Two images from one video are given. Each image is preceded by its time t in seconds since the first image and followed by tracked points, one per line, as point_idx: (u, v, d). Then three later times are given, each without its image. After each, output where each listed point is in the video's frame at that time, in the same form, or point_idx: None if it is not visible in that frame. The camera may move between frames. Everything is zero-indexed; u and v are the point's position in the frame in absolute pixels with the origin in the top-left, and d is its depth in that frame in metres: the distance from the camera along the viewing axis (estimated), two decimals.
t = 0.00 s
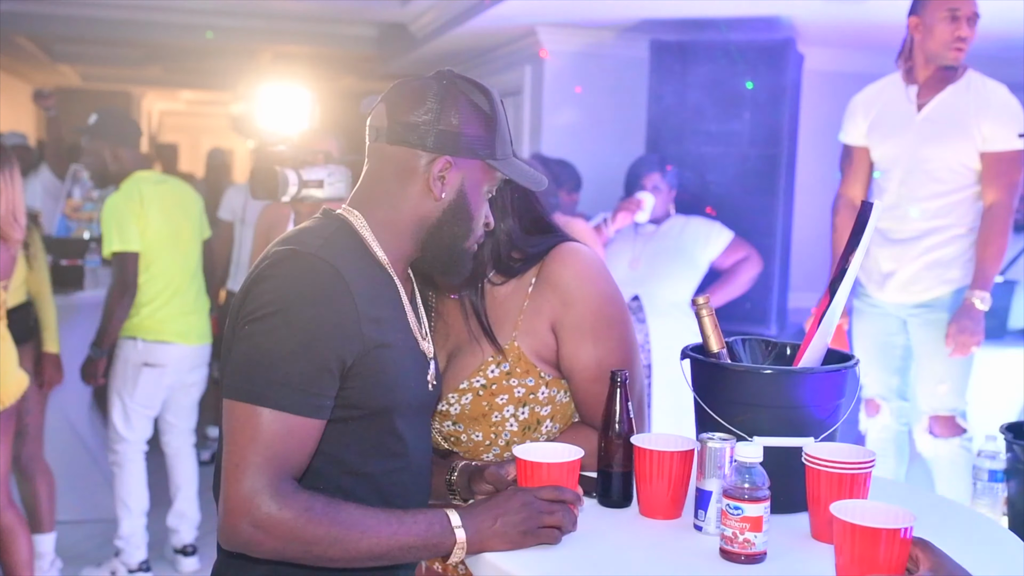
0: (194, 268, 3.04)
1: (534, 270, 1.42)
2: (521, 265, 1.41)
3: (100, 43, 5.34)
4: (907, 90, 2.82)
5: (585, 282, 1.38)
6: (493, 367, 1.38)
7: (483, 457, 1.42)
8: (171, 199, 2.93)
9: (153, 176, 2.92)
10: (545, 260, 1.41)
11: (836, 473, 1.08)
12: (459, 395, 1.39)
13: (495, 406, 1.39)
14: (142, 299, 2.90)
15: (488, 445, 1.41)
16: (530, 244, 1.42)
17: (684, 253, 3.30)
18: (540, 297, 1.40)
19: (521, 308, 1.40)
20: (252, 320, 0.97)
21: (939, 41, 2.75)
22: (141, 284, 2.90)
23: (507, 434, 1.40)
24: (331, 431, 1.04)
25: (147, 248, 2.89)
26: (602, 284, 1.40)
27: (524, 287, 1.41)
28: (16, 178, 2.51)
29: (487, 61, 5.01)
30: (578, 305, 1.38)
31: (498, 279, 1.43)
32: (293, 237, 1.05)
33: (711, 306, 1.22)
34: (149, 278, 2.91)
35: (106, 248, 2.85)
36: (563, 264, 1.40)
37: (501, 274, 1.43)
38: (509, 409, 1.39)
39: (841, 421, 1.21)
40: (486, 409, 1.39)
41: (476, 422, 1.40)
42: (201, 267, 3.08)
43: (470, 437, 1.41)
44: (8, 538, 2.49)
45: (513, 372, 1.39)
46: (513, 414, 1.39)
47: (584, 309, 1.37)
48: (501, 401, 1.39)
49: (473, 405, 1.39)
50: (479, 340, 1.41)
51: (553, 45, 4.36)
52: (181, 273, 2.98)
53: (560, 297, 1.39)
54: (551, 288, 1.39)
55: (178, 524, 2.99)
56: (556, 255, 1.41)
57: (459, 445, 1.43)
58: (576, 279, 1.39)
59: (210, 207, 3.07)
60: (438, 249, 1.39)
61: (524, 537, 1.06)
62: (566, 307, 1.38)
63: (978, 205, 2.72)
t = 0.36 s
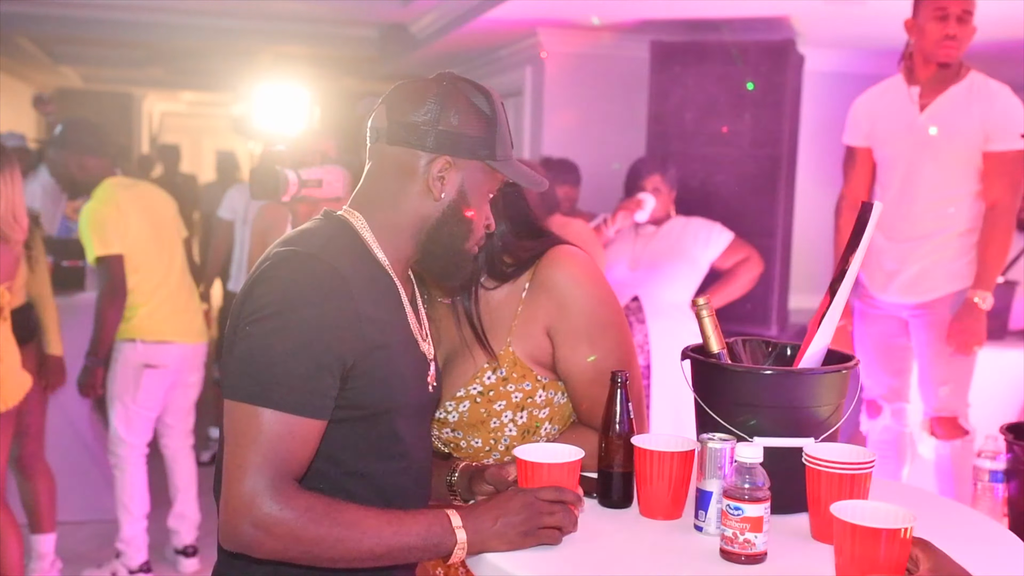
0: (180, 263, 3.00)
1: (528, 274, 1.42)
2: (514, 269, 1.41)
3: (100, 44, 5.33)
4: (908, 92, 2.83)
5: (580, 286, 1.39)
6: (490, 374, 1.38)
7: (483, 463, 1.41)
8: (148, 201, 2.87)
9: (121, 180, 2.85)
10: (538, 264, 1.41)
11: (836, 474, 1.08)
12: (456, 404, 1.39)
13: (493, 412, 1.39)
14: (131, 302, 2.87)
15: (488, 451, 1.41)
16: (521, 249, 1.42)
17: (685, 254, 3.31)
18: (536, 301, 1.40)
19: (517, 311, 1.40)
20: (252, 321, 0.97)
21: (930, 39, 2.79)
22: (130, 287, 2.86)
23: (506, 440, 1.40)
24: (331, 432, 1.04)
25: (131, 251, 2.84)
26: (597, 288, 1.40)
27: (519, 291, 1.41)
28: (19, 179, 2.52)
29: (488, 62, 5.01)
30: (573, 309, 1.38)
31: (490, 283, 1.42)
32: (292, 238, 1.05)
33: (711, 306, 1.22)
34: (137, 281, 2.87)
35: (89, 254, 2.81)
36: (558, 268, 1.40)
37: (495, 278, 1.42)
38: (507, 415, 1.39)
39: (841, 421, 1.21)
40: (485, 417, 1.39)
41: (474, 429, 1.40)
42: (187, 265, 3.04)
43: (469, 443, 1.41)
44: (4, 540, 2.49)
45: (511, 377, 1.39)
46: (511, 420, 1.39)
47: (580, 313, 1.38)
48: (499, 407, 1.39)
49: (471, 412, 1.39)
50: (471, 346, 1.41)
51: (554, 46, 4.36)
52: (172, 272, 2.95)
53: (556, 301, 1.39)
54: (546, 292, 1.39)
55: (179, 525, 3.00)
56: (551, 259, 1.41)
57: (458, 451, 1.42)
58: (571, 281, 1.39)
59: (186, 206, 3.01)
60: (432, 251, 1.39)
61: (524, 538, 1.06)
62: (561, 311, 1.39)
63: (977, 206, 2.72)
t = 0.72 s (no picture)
0: (168, 263, 2.99)
1: (523, 278, 1.41)
2: (508, 273, 1.40)
3: (100, 45, 5.32)
4: (915, 91, 2.80)
5: (576, 289, 1.38)
6: (487, 380, 1.38)
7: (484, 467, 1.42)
8: (127, 204, 2.86)
9: (98, 187, 2.84)
10: (532, 268, 1.40)
11: (836, 474, 1.08)
12: (454, 409, 1.39)
13: (491, 417, 1.39)
14: (121, 304, 2.88)
15: (488, 455, 1.41)
16: (515, 253, 1.42)
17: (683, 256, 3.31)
18: (531, 305, 1.39)
19: (512, 313, 1.39)
20: (254, 320, 0.98)
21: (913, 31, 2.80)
22: (121, 287, 2.86)
23: (505, 444, 1.41)
24: (332, 432, 1.04)
25: (117, 252, 2.83)
26: (594, 292, 1.39)
27: (513, 296, 1.40)
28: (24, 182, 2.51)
29: (488, 62, 5.00)
30: (569, 313, 1.37)
31: (485, 287, 1.42)
32: (293, 237, 1.06)
33: (711, 307, 1.22)
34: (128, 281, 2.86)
35: (74, 259, 2.79)
36: (552, 272, 1.39)
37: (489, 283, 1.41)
38: (505, 420, 1.39)
39: (841, 422, 1.21)
40: (483, 422, 1.39)
41: (473, 435, 1.40)
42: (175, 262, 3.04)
43: (469, 448, 1.41)
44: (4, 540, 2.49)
45: (507, 383, 1.38)
46: (510, 425, 1.40)
47: (575, 316, 1.37)
48: (498, 412, 1.39)
49: (469, 418, 1.39)
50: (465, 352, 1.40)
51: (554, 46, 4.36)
52: (161, 270, 2.95)
53: (550, 305, 1.38)
54: (539, 298, 1.38)
55: (178, 525, 3.00)
56: (545, 263, 1.40)
57: (458, 455, 1.43)
58: (566, 284, 1.38)
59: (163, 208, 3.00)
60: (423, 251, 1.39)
61: (525, 537, 1.06)
62: (555, 316, 1.38)
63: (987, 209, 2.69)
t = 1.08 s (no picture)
0: (164, 263, 2.99)
1: (522, 277, 1.41)
2: (506, 272, 1.41)
3: (101, 45, 5.32)
4: (917, 90, 2.80)
5: (575, 289, 1.37)
6: (487, 379, 1.38)
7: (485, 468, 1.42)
8: (121, 204, 2.87)
9: (93, 189, 2.85)
10: (532, 267, 1.41)
11: (839, 475, 1.08)
12: (454, 409, 1.39)
13: (491, 417, 1.39)
14: (119, 305, 2.88)
15: (489, 455, 1.42)
16: (514, 252, 1.42)
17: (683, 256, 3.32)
18: (530, 305, 1.38)
19: (512, 313, 1.39)
20: (257, 315, 0.98)
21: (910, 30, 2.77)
22: (117, 289, 2.86)
23: (506, 444, 1.41)
24: (334, 432, 1.04)
25: (113, 253, 2.83)
26: (593, 293, 1.39)
27: (512, 295, 1.40)
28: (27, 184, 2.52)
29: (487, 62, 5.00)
30: (568, 313, 1.37)
31: (484, 286, 1.42)
32: (295, 234, 1.06)
33: (711, 307, 1.22)
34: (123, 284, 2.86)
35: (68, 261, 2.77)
36: (552, 272, 1.39)
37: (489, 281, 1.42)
38: (506, 420, 1.39)
39: (842, 422, 1.21)
40: (483, 422, 1.39)
41: (474, 434, 1.40)
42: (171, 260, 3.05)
43: (470, 448, 1.42)
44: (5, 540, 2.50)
45: (508, 382, 1.38)
46: (510, 424, 1.39)
47: (575, 317, 1.37)
48: (498, 412, 1.39)
49: (470, 418, 1.39)
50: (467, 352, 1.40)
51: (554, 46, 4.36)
52: (157, 270, 2.95)
53: (549, 305, 1.38)
54: (538, 297, 1.38)
55: (178, 526, 3.00)
56: (545, 263, 1.40)
57: (460, 456, 1.43)
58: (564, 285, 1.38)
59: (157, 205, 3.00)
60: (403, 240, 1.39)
61: (526, 537, 1.06)
62: (555, 316, 1.37)
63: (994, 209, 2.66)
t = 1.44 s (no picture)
0: (163, 262, 2.98)
1: (524, 277, 1.39)
2: (507, 273, 1.39)
3: (98, 44, 5.30)
4: (920, 88, 2.79)
5: (578, 289, 1.36)
6: (488, 379, 1.37)
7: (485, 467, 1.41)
8: (122, 205, 2.85)
9: (93, 187, 2.83)
10: (534, 266, 1.39)
11: (844, 477, 1.07)
12: (456, 409, 1.38)
13: (493, 417, 1.38)
14: (118, 304, 2.87)
15: (490, 455, 1.41)
16: (516, 251, 1.39)
17: (682, 257, 3.31)
18: (532, 306, 1.37)
19: (514, 313, 1.38)
20: (259, 315, 0.97)
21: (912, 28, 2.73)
22: (116, 288, 2.85)
23: (507, 444, 1.40)
24: (336, 432, 1.03)
25: (112, 254, 2.82)
26: (596, 293, 1.37)
27: (514, 295, 1.38)
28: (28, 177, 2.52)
29: (486, 62, 4.99)
30: (570, 313, 1.35)
31: (485, 286, 1.41)
32: (296, 233, 1.05)
33: (715, 307, 1.21)
34: (122, 283, 2.85)
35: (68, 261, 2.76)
36: (553, 272, 1.37)
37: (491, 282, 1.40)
38: (507, 419, 1.38)
39: (848, 423, 1.20)
40: (484, 422, 1.38)
41: (475, 434, 1.39)
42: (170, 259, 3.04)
43: (471, 448, 1.41)
44: (5, 539, 2.48)
45: (509, 382, 1.37)
46: (511, 424, 1.38)
47: (577, 318, 1.35)
48: (499, 412, 1.38)
49: (471, 417, 1.39)
50: (468, 354, 1.39)
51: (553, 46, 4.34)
52: (156, 269, 2.93)
53: (551, 306, 1.36)
54: (540, 297, 1.37)
55: (177, 524, 3.00)
56: (546, 263, 1.38)
57: (460, 456, 1.42)
58: (566, 284, 1.36)
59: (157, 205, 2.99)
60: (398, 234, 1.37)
61: (529, 539, 1.05)
62: (557, 316, 1.36)
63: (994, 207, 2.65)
